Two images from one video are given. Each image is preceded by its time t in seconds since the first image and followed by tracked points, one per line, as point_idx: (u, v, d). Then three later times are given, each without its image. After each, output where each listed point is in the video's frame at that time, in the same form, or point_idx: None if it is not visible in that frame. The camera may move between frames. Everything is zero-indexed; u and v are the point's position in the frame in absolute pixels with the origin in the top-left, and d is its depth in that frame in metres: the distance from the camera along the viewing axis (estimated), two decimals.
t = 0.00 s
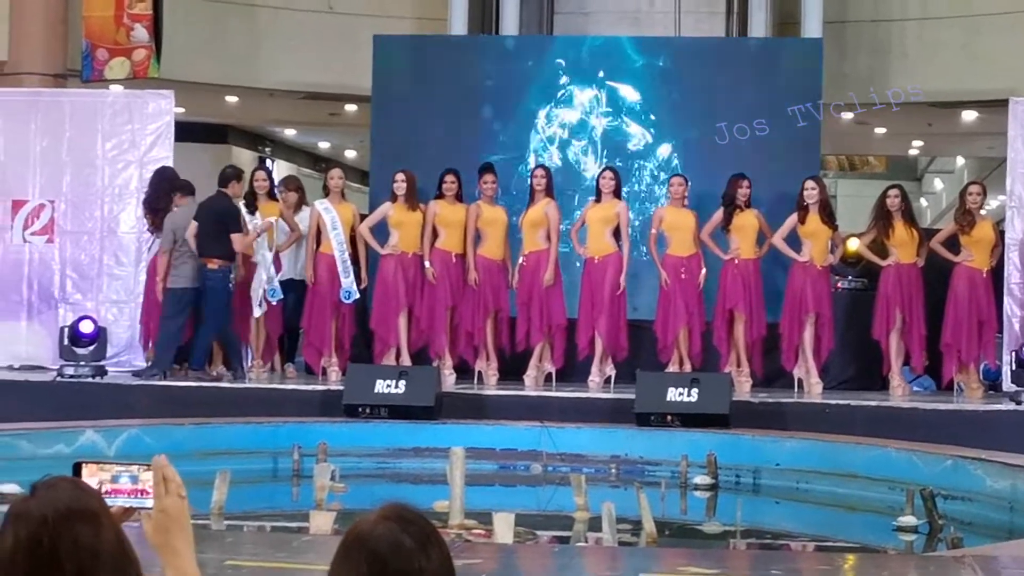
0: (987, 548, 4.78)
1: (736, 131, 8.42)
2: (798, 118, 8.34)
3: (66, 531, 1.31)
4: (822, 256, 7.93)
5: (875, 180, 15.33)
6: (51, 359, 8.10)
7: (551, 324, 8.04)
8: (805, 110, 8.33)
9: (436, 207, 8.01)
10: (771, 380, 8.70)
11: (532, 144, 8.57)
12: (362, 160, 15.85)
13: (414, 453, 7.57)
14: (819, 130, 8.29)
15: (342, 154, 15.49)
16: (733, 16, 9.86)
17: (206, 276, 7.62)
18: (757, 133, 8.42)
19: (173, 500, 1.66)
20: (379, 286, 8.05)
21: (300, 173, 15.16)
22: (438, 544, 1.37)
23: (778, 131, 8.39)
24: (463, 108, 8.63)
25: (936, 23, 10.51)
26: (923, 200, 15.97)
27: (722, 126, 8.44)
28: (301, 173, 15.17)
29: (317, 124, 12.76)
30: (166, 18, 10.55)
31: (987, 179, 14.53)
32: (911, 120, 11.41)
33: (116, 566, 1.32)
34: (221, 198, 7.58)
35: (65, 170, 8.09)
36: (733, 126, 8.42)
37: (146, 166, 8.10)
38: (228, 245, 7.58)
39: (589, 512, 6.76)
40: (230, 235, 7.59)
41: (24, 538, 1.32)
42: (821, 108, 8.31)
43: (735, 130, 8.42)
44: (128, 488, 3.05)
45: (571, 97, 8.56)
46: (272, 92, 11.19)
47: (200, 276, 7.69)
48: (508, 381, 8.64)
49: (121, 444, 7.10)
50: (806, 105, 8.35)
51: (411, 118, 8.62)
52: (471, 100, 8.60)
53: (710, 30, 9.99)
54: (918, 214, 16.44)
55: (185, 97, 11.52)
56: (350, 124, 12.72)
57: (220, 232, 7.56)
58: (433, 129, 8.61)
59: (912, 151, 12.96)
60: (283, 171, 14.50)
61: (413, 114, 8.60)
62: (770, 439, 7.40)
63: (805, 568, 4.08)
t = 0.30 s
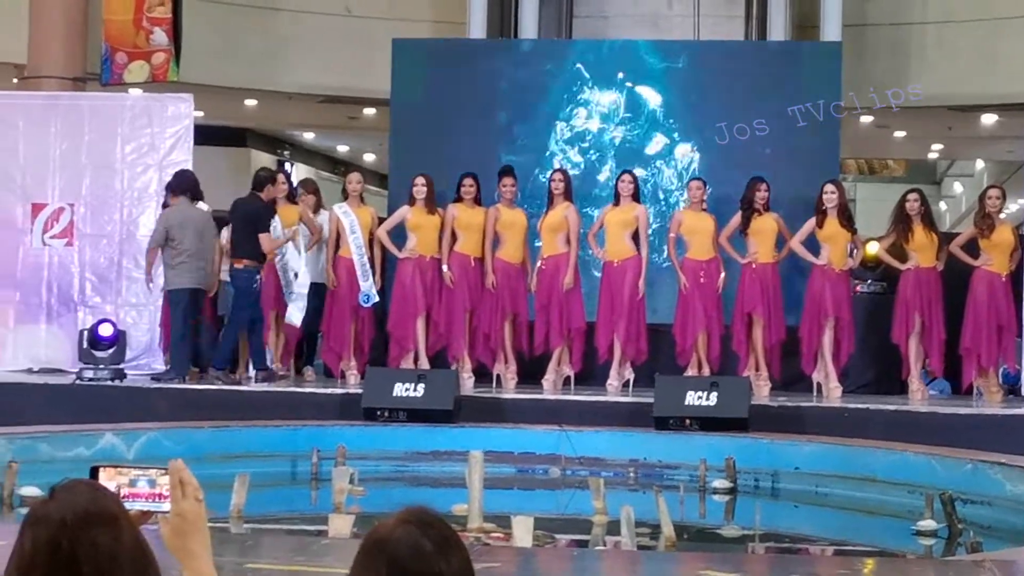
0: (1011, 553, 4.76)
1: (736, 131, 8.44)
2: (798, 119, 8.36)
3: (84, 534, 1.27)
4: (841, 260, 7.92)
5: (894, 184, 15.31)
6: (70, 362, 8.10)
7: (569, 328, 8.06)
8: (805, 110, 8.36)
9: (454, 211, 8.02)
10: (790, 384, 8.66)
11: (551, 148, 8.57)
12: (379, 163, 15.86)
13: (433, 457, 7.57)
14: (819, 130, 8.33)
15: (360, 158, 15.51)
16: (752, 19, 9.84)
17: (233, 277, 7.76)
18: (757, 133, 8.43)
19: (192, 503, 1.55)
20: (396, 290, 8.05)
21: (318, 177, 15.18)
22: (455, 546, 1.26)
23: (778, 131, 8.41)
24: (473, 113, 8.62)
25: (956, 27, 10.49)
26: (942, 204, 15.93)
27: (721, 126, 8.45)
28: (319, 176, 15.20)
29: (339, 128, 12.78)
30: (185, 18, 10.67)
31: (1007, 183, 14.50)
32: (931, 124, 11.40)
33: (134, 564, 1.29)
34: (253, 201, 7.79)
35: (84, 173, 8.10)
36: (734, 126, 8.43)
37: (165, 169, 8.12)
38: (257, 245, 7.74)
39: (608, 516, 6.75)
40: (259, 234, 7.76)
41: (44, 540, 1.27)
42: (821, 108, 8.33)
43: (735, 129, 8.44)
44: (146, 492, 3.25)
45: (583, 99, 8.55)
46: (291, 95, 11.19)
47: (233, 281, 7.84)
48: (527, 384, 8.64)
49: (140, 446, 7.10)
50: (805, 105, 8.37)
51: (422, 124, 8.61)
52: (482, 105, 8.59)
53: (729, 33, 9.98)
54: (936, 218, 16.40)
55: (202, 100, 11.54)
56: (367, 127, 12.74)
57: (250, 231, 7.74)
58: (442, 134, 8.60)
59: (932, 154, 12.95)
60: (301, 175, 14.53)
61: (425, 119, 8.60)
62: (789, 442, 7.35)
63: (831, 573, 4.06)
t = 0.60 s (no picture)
0: None
1: (736, 131, 8.45)
2: (798, 119, 8.39)
3: (98, 541, 1.22)
4: (854, 268, 7.94)
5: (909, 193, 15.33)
6: (84, 369, 8.11)
7: (585, 334, 8.07)
8: (805, 110, 8.39)
9: (468, 218, 8.04)
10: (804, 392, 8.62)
11: (570, 149, 8.56)
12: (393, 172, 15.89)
13: (446, 464, 7.55)
14: (819, 130, 8.36)
15: (374, 165, 15.54)
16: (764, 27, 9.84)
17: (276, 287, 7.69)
18: (757, 133, 8.45)
19: (200, 512, 1.48)
20: (408, 296, 8.08)
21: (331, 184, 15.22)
22: (467, 555, 1.25)
23: (778, 131, 8.43)
24: (483, 127, 8.62)
25: (969, 35, 10.50)
26: (956, 213, 15.91)
27: (722, 126, 8.46)
28: (333, 182, 15.24)
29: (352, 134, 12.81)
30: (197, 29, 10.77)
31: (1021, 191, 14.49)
32: (945, 132, 11.41)
33: (147, 572, 1.23)
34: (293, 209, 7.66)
35: (98, 180, 8.12)
36: (734, 126, 8.45)
37: (179, 177, 8.13)
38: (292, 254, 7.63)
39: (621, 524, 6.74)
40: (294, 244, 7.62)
41: (58, 547, 1.22)
42: (821, 107, 8.36)
43: (735, 129, 8.46)
44: (155, 502, 3.41)
45: (593, 106, 8.56)
46: (304, 103, 11.22)
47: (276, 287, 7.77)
48: (540, 392, 8.63)
49: (153, 454, 7.10)
50: (805, 105, 8.40)
51: (433, 137, 8.62)
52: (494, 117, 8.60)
53: (742, 40, 10.01)
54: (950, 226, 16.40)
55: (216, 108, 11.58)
56: (378, 134, 12.75)
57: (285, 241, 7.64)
58: (453, 146, 8.61)
59: (946, 162, 12.96)
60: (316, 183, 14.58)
61: (435, 132, 8.61)
62: (802, 450, 7.37)
63: None
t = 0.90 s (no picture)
0: None
1: (736, 130, 8.52)
2: (798, 118, 8.46)
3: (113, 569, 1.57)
4: (865, 298, 7.91)
5: (919, 223, 15.35)
6: (94, 399, 8.12)
7: (595, 364, 8.08)
8: (805, 110, 8.47)
9: (478, 248, 8.06)
10: (814, 424, 8.62)
11: (583, 178, 8.58)
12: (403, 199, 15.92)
13: (456, 494, 7.51)
14: (820, 129, 8.44)
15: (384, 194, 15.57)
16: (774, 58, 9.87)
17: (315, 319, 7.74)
18: (757, 132, 8.52)
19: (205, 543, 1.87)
20: (418, 326, 8.07)
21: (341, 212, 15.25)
22: None
23: (778, 130, 8.50)
24: (494, 152, 8.64)
25: (979, 66, 10.56)
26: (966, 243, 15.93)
27: (722, 125, 8.53)
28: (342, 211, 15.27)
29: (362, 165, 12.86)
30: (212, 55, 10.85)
31: None
32: (955, 163, 11.45)
33: None
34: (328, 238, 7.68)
35: (109, 210, 8.14)
36: (734, 126, 8.52)
37: (190, 207, 8.17)
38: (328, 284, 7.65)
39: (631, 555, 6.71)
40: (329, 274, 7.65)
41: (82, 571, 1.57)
42: (820, 107, 8.45)
43: (735, 129, 8.53)
44: (164, 533, 4.02)
45: (603, 135, 8.59)
46: (317, 133, 11.34)
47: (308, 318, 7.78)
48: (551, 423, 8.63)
49: (163, 483, 7.08)
50: (805, 105, 8.48)
51: (445, 164, 8.64)
52: (504, 141, 8.63)
53: (753, 71, 10.05)
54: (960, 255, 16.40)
55: (229, 138, 11.66)
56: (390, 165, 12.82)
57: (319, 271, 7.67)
58: (465, 173, 8.63)
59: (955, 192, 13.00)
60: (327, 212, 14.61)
61: (448, 159, 8.63)
62: (812, 480, 7.30)
63: None
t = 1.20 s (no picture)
0: None
1: (736, 131, 8.55)
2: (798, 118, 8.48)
3: None
4: (870, 335, 7.93)
5: (926, 261, 15.41)
6: (100, 436, 8.12)
7: (601, 401, 8.07)
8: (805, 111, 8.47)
9: (486, 284, 8.07)
10: (819, 461, 8.61)
11: (591, 224, 8.63)
12: (411, 236, 15.97)
13: (462, 532, 7.37)
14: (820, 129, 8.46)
15: (391, 231, 15.64)
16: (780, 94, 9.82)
17: (349, 356, 7.81)
18: (757, 132, 8.54)
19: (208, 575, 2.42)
20: (424, 363, 8.12)
21: (348, 249, 15.30)
22: None
23: (778, 130, 8.53)
24: (500, 192, 8.67)
25: (985, 104, 10.63)
26: (972, 280, 15.95)
27: (722, 126, 8.56)
28: (350, 248, 15.33)
29: (369, 202, 12.92)
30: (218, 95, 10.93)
31: None
32: (961, 200, 11.51)
33: None
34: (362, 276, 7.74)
35: (116, 247, 8.17)
36: (733, 126, 8.55)
37: (197, 244, 8.17)
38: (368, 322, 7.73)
39: None
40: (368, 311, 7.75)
41: None
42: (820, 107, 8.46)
43: (735, 129, 8.55)
44: (169, 570, 4.08)
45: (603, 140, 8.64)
46: (323, 170, 11.39)
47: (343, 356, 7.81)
48: (556, 460, 8.63)
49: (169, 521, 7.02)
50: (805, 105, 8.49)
51: (452, 204, 8.67)
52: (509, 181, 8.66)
53: (758, 109, 10.10)
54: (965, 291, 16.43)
55: (237, 174, 11.70)
56: (398, 202, 12.88)
57: (361, 308, 7.75)
58: (472, 214, 8.66)
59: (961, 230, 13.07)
60: (333, 248, 14.66)
61: (455, 201, 8.65)
62: (818, 518, 7.15)
63: None
